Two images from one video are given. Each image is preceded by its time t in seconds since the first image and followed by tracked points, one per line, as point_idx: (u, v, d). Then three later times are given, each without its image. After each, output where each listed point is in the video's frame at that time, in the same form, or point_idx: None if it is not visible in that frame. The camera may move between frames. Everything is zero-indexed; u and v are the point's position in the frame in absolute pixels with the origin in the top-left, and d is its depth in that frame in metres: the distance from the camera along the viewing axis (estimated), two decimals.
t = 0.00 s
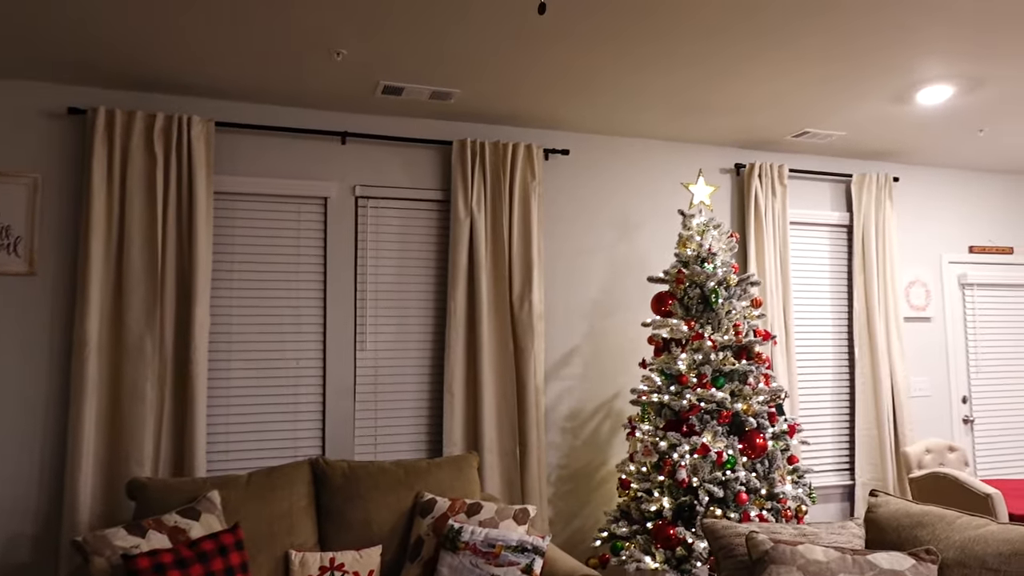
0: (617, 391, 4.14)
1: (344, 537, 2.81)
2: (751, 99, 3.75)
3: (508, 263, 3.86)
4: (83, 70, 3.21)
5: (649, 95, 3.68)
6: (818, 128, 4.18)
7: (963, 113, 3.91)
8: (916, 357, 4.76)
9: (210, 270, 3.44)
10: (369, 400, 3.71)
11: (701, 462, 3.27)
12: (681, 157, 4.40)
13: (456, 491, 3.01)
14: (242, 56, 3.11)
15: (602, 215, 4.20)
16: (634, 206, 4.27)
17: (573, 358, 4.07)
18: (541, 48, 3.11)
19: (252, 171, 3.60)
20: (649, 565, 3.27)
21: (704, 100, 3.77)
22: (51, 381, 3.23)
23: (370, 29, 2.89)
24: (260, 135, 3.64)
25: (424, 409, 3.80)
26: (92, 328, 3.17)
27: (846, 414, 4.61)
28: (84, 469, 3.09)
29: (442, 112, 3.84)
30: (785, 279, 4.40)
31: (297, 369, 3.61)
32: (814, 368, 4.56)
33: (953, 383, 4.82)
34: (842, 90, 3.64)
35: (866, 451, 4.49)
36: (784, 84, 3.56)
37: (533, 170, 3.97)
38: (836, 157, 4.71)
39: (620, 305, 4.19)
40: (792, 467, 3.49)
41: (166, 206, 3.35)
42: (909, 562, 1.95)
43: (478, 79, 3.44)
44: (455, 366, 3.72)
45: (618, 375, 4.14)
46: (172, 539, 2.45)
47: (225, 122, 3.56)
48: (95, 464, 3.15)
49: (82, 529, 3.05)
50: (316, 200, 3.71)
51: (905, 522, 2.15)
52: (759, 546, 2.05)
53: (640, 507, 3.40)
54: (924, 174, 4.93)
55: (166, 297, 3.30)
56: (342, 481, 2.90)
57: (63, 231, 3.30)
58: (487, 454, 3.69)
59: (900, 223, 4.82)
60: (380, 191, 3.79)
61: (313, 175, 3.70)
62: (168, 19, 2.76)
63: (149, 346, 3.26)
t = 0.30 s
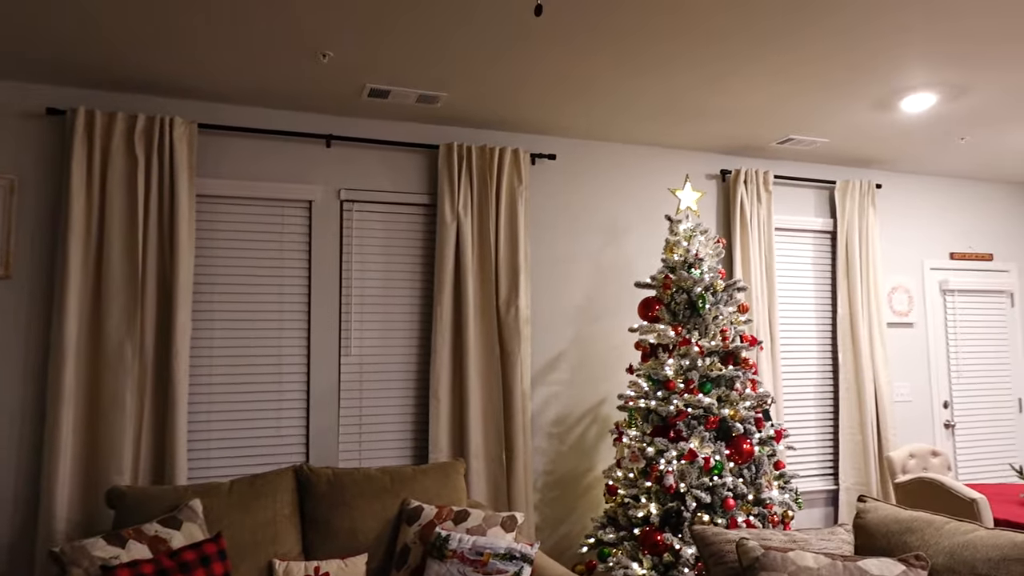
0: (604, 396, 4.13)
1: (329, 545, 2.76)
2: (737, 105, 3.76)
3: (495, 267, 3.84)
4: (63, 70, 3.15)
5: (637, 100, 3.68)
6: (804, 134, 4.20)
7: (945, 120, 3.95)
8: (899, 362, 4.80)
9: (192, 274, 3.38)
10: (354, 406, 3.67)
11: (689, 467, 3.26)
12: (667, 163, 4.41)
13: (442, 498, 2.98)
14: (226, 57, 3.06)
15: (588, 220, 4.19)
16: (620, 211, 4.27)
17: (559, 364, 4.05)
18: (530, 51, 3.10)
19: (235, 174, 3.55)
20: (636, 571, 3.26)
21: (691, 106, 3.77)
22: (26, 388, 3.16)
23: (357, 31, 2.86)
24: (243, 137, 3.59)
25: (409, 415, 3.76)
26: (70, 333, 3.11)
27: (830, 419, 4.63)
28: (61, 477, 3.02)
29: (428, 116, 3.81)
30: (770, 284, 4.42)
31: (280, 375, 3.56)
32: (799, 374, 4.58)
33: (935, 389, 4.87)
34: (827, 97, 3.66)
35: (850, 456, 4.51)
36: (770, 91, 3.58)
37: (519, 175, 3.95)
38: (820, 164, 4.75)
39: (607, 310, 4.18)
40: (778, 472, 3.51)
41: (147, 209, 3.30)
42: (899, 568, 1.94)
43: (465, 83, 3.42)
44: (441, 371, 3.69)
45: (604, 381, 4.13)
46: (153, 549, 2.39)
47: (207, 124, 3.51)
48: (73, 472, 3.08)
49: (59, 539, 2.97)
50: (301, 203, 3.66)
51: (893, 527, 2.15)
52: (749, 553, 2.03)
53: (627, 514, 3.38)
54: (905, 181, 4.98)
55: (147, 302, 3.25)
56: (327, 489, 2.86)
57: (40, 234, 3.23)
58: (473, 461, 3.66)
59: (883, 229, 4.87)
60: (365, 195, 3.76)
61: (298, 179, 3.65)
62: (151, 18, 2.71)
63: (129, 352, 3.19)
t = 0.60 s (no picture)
0: (590, 400, 4.12)
1: (312, 551, 2.73)
2: (724, 109, 3.77)
3: (481, 270, 3.82)
4: (42, 67, 3.09)
5: (624, 104, 3.68)
6: (789, 139, 4.23)
7: (928, 126, 3.99)
8: (881, 366, 4.84)
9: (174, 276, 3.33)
10: (338, 409, 3.63)
11: (675, 471, 3.26)
12: (653, 166, 4.41)
13: (428, 503, 2.95)
14: (210, 56, 3.02)
15: (575, 223, 4.18)
16: (607, 214, 4.27)
17: (545, 367, 4.04)
18: (518, 53, 3.08)
19: (218, 174, 3.51)
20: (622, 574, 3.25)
21: (677, 110, 3.78)
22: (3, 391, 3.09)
23: (344, 31, 2.84)
24: (227, 137, 3.54)
25: (394, 419, 3.73)
26: (48, 335, 3.04)
27: (814, 423, 4.66)
28: (37, 483, 2.95)
29: (414, 117, 3.79)
30: (755, 288, 4.44)
31: (263, 378, 3.52)
32: (783, 377, 4.60)
33: (916, 392, 4.91)
34: (812, 103, 3.68)
35: (834, 459, 4.53)
36: (756, 95, 3.59)
37: (505, 177, 3.94)
38: (804, 169, 4.78)
39: (593, 313, 4.18)
40: (764, 475, 3.50)
41: (128, 209, 3.24)
42: (886, 572, 1.93)
43: (452, 85, 3.40)
44: (426, 375, 3.66)
45: (591, 384, 4.13)
46: (133, 556, 2.34)
47: (190, 124, 3.46)
48: (50, 477, 3.02)
49: (35, 545, 2.91)
50: (285, 204, 3.62)
51: (880, 531, 2.15)
52: (737, 557, 2.02)
53: (613, 517, 3.38)
54: (888, 186, 5.02)
55: (127, 304, 3.19)
56: (311, 494, 2.82)
57: (18, 234, 3.17)
58: (459, 464, 3.64)
59: (865, 234, 4.91)
60: (351, 196, 3.72)
61: (282, 180, 3.61)
62: (134, 15, 2.66)
63: (108, 354, 3.14)
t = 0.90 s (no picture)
0: (574, 400, 4.11)
1: (294, 554, 2.69)
2: (709, 111, 3.78)
3: (465, 269, 3.79)
4: (19, 60, 3.03)
5: (609, 104, 3.67)
6: (773, 141, 4.24)
7: (911, 129, 4.02)
8: (863, 367, 4.88)
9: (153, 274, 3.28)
10: (321, 410, 3.59)
11: (660, 472, 3.26)
12: (638, 167, 4.41)
13: (412, 504, 2.92)
14: (192, 51, 2.98)
15: (560, 223, 4.17)
16: (592, 214, 4.26)
17: (530, 368, 4.02)
18: (504, 52, 3.06)
19: (199, 171, 3.46)
20: None
21: (663, 111, 3.77)
22: None
23: (328, 27, 2.80)
24: (209, 134, 3.49)
25: (377, 420, 3.69)
26: (23, 334, 2.98)
27: (797, 423, 4.68)
28: (11, 484, 2.89)
29: (399, 115, 3.76)
30: (739, 288, 4.45)
31: (244, 379, 3.47)
32: (767, 378, 4.62)
33: (897, 393, 4.95)
34: (797, 104, 3.70)
35: (816, 459, 4.55)
36: (742, 96, 3.60)
37: (491, 176, 3.92)
38: (788, 171, 4.80)
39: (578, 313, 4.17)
40: (747, 476, 3.50)
41: (107, 206, 3.19)
42: (870, 572, 1.92)
43: (438, 83, 3.38)
44: (410, 375, 3.63)
45: (575, 385, 4.12)
46: (109, 559, 2.29)
47: (171, 120, 3.40)
48: (24, 479, 2.95)
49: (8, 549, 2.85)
50: (267, 202, 3.58)
51: (864, 531, 2.16)
52: (723, 559, 2.01)
53: (598, 518, 3.36)
54: (870, 188, 5.06)
55: (105, 303, 3.14)
56: (293, 495, 2.79)
57: None
58: (443, 465, 3.61)
59: (848, 236, 4.94)
60: (334, 195, 3.68)
61: (265, 178, 3.57)
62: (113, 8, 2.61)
63: (85, 353, 3.08)
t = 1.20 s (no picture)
0: (558, 400, 4.10)
1: (273, 556, 2.65)
2: (692, 111, 3.78)
3: (449, 268, 3.77)
4: None
5: (593, 103, 3.66)
6: (757, 141, 4.26)
7: (892, 130, 4.05)
8: (844, 366, 4.91)
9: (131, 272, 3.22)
10: (302, 410, 3.55)
11: (642, 471, 3.25)
12: (622, 166, 4.41)
13: (393, 505, 2.90)
14: (169, 45, 2.93)
15: (544, 222, 4.16)
16: (576, 213, 4.25)
17: (513, 367, 4.01)
18: (488, 49, 3.04)
19: (178, 168, 3.41)
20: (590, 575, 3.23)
21: (647, 110, 3.77)
22: None
23: (310, 22, 2.77)
24: (188, 130, 3.44)
25: (360, 421, 3.66)
26: None
27: (779, 422, 4.70)
28: None
29: (382, 113, 3.72)
30: (722, 288, 4.46)
31: (224, 379, 3.42)
32: (749, 377, 4.64)
33: (878, 392, 4.99)
34: (780, 105, 3.71)
35: (798, 458, 4.58)
36: (726, 96, 3.60)
37: (475, 174, 3.90)
38: (771, 171, 4.82)
39: (562, 313, 4.16)
40: (730, 475, 3.51)
41: (83, 203, 3.13)
42: (852, 572, 1.93)
43: (421, 80, 3.35)
44: (393, 375, 3.60)
45: (559, 384, 4.11)
46: (83, 563, 2.24)
47: (149, 116, 3.35)
48: None
49: None
50: (248, 200, 3.53)
51: (846, 530, 2.16)
52: (706, 559, 2.00)
53: (581, 518, 3.36)
54: (852, 189, 5.10)
55: (81, 301, 3.08)
56: (273, 497, 2.75)
57: None
58: (426, 465, 3.59)
59: (830, 236, 4.98)
60: (316, 193, 3.64)
61: (245, 175, 3.52)
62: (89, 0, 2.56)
63: (59, 353, 3.02)
